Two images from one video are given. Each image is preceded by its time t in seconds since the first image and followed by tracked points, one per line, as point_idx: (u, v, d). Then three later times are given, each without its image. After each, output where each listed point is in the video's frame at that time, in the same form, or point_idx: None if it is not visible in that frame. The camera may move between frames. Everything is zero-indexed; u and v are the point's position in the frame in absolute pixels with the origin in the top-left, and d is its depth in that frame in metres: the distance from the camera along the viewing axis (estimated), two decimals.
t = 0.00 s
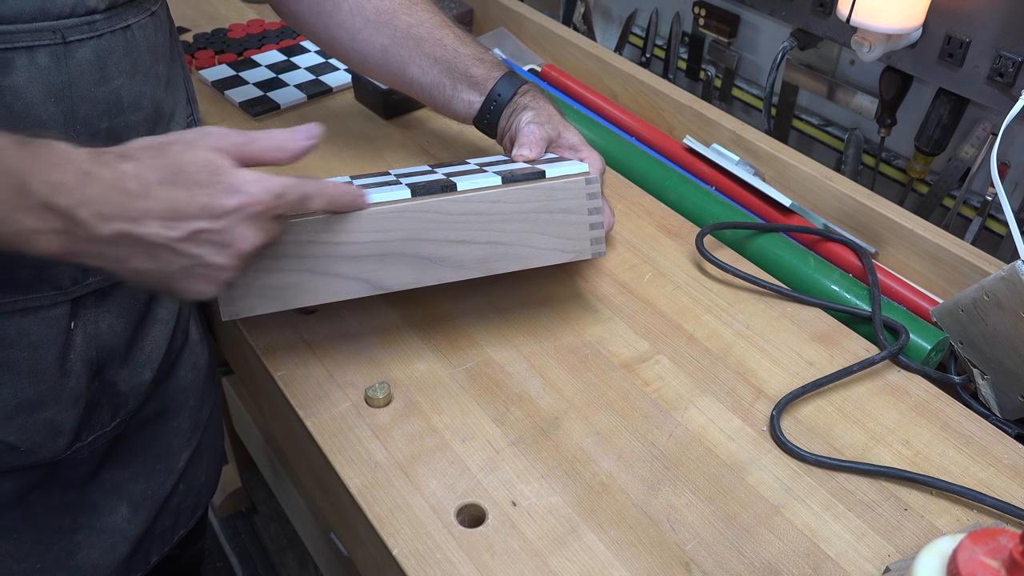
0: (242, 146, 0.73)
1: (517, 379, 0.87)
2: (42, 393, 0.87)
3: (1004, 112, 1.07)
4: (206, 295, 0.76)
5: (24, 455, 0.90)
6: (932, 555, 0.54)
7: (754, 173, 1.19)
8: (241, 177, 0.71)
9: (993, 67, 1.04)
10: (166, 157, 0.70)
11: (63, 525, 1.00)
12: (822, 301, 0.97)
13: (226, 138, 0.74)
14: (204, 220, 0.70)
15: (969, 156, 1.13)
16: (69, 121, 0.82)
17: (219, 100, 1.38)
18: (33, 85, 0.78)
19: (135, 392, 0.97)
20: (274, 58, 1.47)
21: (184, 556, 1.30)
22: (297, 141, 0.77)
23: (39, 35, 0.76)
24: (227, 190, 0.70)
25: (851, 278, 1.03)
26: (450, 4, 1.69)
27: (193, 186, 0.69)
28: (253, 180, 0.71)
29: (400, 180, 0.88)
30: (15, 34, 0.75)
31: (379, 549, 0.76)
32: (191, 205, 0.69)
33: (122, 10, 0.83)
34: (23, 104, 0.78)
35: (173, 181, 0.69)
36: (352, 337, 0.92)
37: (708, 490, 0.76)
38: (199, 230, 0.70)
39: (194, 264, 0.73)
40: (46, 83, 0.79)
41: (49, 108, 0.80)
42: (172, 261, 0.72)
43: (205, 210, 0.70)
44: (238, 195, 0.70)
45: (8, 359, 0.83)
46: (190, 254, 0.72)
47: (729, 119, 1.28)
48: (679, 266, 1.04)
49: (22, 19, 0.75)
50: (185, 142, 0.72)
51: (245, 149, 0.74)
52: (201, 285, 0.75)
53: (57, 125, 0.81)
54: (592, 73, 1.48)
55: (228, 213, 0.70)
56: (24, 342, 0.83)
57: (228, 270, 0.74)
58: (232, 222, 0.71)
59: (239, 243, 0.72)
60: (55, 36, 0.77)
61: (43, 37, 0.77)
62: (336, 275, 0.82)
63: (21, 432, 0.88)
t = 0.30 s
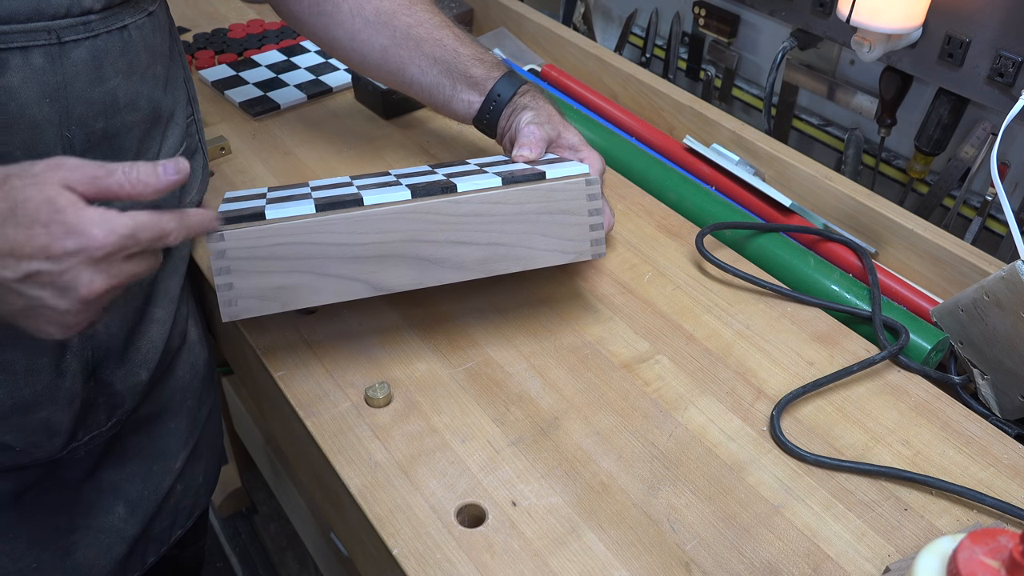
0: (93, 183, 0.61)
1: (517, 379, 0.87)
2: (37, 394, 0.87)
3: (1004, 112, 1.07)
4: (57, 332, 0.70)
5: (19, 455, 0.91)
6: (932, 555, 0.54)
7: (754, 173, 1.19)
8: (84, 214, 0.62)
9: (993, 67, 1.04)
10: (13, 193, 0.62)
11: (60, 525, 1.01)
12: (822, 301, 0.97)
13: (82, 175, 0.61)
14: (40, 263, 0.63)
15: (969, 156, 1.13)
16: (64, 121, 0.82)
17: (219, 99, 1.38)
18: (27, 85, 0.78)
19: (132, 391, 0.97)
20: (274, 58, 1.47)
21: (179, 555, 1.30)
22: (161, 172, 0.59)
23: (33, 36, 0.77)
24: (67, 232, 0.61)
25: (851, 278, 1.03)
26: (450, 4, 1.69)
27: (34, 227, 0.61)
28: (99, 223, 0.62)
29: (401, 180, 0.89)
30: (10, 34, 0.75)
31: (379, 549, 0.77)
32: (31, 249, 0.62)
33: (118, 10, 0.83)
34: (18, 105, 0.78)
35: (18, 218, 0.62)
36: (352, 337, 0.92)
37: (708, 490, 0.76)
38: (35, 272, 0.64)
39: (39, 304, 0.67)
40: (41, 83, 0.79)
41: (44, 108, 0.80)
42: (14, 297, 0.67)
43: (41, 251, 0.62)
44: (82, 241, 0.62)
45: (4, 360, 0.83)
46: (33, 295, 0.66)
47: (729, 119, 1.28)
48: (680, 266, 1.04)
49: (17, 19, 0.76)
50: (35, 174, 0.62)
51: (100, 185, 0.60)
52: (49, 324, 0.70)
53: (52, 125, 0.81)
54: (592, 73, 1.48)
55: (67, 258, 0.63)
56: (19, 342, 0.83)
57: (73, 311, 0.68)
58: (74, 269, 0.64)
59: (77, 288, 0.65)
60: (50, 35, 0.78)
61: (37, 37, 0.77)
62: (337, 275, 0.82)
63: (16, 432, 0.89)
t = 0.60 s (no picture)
0: (151, 219, 0.77)
1: (517, 379, 0.87)
2: (34, 393, 0.88)
3: (1004, 112, 1.07)
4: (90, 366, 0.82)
5: (17, 454, 0.90)
6: (932, 555, 0.54)
7: (754, 173, 1.19)
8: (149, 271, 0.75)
9: (993, 67, 1.04)
10: (78, 241, 0.73)
11: (60, 524, 1.00)
12: (822, 301, 0.97)
13: (134, 214, 0.76)
14: (95, 310, 0.74)
15: (969, 156, 1.13)
16: (54, 119, 0.82)
17: (219, 99, 1.38)
18: (16, 83, 0.78)
19: (131, 391, 0.97)
20: (274, 58, 1.47)
21: (187, 557, 1.30)
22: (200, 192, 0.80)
23: (20, 34, 0.76)
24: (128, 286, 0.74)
25: (850, 278, 1.03)
26: (451, 4, 1.69)
27: (97, 274, 0.73)
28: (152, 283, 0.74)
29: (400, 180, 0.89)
30: None
31: (379, 549, 0.77)
32: (86, 294, 0.73)
33: (109, 7, 0.83)
34: (6, 103, 0.78)
35: (80, 263, 0.72)
36: (353, 337, 0.92)
37: (708, 490, 0.76)
38: (88, 316, 0.75)
39: (81, 341, 0.78)
40: (29, 81, 0.79)
41: (34, 107, 0.80)
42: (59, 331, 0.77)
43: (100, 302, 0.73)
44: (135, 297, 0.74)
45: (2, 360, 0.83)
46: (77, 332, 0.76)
47: (729, 119, 1.28)
48: (680, 266, 1.04)
49: (3, 18, 0.75)
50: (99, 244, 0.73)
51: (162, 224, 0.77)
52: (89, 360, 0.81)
53: (42, 123, 0.81)
54: (592, 73, 1.48)
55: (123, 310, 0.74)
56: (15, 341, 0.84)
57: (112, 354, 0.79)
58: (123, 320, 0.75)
59: (123, 338, 0.77)
60: (37, 33, 0.77)
61: (24, 35, 0.77)
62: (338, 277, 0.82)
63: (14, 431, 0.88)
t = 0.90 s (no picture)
0: (184, 244, 0.81)
1: (517, 379, 0.87)
2: (25, 394, 0.87)
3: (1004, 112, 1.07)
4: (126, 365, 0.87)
5: (13, 455, 0.90)
6: (932, 555, 0.54)
7: (754, 173, 1.19)
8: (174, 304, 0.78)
9: (993, 67, 1.04)
10: (115, 267, 0.78)
11: (59, 524, 1.00)
12: (822, 301, 0.97)
13: (169, 239, 0.80)
14: (125, 333, 0.79)
15: (969, 155, 1.13)
16: (39, 122, 0.82)
17: (219, 99, 1.38)
18: None
19: (125, 391, 0.98)
20: (274, 58, 1.47)
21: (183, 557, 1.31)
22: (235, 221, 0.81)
23: (3, 36, 0.76)
24: (157, 314, 0.78)
25: (851, 278, 1.03)
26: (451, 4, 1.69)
27: (130, 301, 0.77)
28: (178, 314, 0.78)
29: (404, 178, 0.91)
30: None
31: (379, 549, 0.76)
32: (118, 320, 0.78)
33: (95, 8, 0.83)
34: None
35: (114, 288, 0.77)
36: (353, 337, 0.92)
37: (709, 491, 0.76)
38: (120, 337, 0.80)
39: (113, 353, 0.83)
40: (12, 84, 0.78)
41: (18, 109, 0.80)
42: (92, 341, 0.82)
43: (130, 326, 0.79)
44: (161, 323, 0.78)
45: None
46: (109, 346, 0.82)
47: (730, 119, 1.28)
48: (680, 266, 1.04)
49: None
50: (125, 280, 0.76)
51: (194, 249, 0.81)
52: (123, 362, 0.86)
53: (26, 126, 0.81)
54: (592, 73, 1.48)
55: (150, 336, 0.79)
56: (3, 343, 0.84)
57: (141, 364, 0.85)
58: (150, 343, 0.80)
59: (149, 356, 0.82)
60: (20, 35, 0.77)
61: (7, 38, 0.77)
62: (358, 281, 0.86)
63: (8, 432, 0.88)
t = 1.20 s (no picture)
0: (218, 249, 0.83)
1: (517, 379, 0.87)
2: (32, 396, 0.88)
3: (1004, 112, 1.07)
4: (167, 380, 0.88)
5: (18, 457, 0.91)
6: (932, 555, 0.55)
7: (754, 173, 1.19)
8: (218, 305, 0.81)
9: (993, 67, 1.04)
10: (158, 275, 0.80)
11: (65, 523, 1.00)
12: (822, 301, 0.97)
13: (204, 243, 0.84)
14: (176, 336, 0.80)
15: (969, 156, 1.13)
16: (37, 127, 0.82)
17: (219, 99, 1.38)
18: None
19: (128, 390, 0.97)
20: (274, 58, 1.47)
21: (184, 554, 1.31)
22: (266, 227, 0.85)
23: None
24: (206, 313, 0.81)
25: (850, 278, 1.03)
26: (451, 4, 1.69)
27: (180, 303, 0.80)
28: (226, 313, 0.81)
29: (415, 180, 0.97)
30: None
31: (379, 549, 0.76)
32: (171, 324, 0.80)
33: (88, 10, 0.83)
34: None
35: (163, 296, 0.79)
36: (352, 337, 0.92)
37: (709, 491, 0.76)
38: (170, 343, 0.81)
39: (159, 365, 0.84)
40: (8, 90, 0.79)
41: (15, 114, 0.80)
42: (138, 356, 0.82)
43: (180, 328, 0.80)
44: (210, 325, 0.81)
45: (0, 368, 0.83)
46: (156, 357, 0.82)
47: (730, 119, 1.28)
48: (680, 266, 1.04)
49: None
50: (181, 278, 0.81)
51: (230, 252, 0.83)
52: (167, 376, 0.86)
53: (24, 131, 0.81)
54: (592, 72, 1.48)
55: (201, 336, 0.81)
56: (10, 348, 0.85)
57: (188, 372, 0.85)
58: (200, 345, 0.82)
59: (199, 360, 0.83)
60: (15, 41, 0.78)
61: (3, 44, 0.77)
62: (376, 286, 0.92)
63: (14, 434, 0.89)
